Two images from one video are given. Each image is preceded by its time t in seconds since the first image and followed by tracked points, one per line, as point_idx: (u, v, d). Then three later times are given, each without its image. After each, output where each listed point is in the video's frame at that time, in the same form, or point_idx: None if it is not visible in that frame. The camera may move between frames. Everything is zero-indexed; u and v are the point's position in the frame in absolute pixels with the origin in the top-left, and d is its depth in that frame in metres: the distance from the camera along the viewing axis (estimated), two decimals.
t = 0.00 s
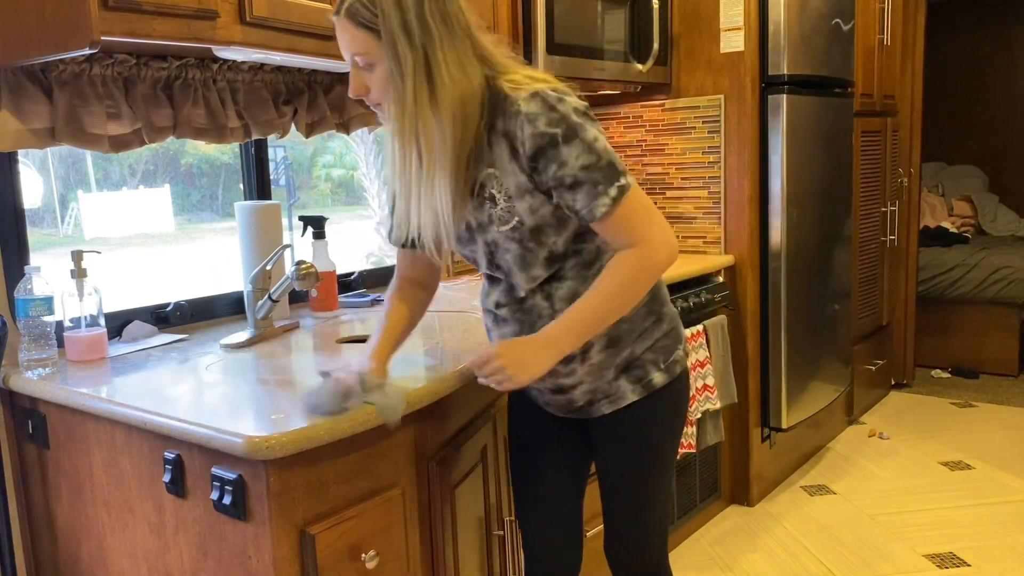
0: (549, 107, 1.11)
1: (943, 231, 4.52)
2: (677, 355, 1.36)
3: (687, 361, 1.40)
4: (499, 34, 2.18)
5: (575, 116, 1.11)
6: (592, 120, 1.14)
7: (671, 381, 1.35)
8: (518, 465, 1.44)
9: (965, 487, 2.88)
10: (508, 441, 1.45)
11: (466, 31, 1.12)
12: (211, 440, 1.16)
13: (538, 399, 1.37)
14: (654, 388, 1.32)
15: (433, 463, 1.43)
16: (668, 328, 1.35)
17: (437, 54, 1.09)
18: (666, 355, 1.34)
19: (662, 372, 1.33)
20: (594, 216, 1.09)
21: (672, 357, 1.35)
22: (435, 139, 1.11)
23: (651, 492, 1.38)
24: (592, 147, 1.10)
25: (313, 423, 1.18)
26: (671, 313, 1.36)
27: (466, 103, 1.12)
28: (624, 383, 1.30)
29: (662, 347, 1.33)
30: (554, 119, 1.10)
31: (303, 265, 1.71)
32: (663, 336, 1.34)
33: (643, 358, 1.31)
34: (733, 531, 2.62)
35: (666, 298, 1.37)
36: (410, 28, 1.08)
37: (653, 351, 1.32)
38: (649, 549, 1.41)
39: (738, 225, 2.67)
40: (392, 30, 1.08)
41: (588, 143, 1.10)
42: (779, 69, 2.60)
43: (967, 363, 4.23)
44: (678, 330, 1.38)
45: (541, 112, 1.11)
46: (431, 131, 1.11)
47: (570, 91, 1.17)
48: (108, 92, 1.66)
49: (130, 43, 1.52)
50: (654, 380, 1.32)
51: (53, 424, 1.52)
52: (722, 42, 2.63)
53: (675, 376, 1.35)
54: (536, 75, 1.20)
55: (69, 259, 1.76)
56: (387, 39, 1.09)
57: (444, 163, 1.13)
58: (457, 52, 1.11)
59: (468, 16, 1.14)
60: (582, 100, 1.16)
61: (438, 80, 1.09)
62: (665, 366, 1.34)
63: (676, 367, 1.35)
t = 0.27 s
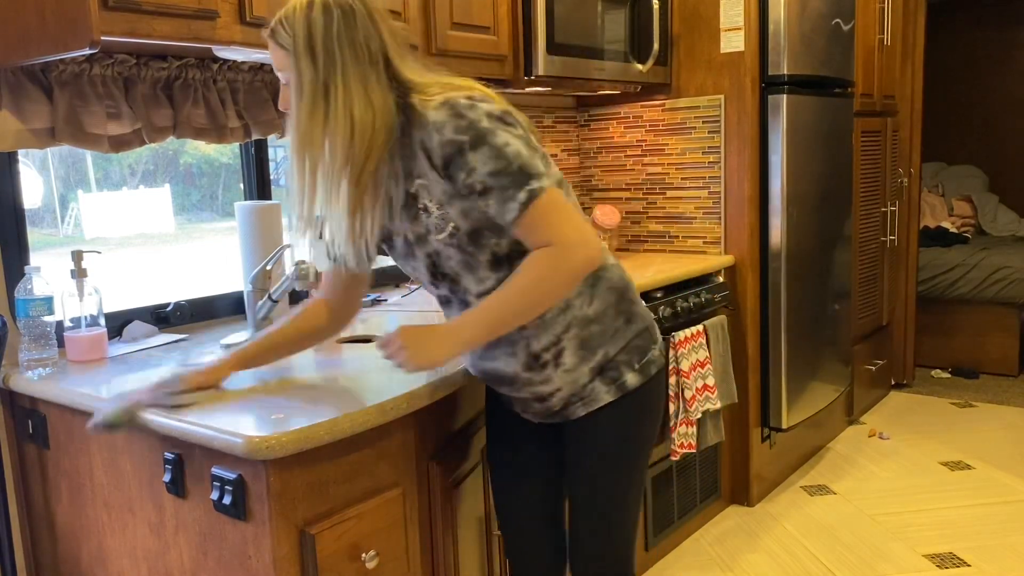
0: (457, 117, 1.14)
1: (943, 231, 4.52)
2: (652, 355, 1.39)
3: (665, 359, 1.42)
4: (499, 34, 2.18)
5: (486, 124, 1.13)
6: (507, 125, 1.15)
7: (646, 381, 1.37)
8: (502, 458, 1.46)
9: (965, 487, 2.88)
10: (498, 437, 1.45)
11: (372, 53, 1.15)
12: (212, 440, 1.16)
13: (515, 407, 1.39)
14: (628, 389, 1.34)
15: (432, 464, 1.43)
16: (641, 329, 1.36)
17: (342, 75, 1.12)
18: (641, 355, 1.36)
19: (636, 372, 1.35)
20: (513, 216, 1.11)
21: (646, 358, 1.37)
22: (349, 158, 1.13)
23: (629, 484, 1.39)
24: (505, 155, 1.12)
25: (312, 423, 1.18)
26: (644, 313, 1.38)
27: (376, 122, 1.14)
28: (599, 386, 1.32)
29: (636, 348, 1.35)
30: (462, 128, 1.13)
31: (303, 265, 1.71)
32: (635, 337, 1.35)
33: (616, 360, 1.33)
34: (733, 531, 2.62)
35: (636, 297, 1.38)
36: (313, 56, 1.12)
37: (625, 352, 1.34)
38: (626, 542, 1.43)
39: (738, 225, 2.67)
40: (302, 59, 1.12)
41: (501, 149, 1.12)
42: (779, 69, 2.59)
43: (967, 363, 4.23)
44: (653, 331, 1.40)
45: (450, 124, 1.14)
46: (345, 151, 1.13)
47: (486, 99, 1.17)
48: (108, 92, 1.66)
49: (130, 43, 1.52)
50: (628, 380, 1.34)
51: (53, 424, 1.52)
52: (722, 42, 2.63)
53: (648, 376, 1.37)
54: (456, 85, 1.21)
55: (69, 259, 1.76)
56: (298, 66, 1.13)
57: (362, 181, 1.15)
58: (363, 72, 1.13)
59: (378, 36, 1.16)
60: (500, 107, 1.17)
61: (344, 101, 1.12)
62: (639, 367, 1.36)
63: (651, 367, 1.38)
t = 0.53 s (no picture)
0: (372, 123, 1.11)
1: (943, 231, 4.52)
2: (630, 355, 1.38)
3: (644, 358, 1.42)
4: (499, 34, 2.18)
5: (400, 133, 1.11)
6: (433, 132, 1.13)
7: (620, 382, 1.37)
8: (497, 459, 1.46)
9: (965, 487, 2.88)
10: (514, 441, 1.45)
11: (326, 60, 1.16)
12: (212, 440, 1.16)
13: (497, 405, 1.40)
14: (601, 388, 1.35)
15: (433, 463, 1.43)
16: (615, 327, 1.36)
17: (292, 80, 1.15)
18: (615, 354, 1.36)
19: (609, 372, 1.35)
20: (411, 223, 1.10)
21: (622, 359, 1.37)
22: (294, 165, 1.16)
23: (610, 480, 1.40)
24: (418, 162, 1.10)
25: (312, 423, 1.18)
26: (619, 311, 1.37)
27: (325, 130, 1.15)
28: (571, 385, 1.33)
29: (609, 347, 1.35)
30: (373, 136, 1.11)
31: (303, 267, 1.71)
32: (608, 336, 1.35)
33: (591, 358, 1.34)
34: (733, 531, 2.62)
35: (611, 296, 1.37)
36: (267, 67, 1.16)
37: (597, 351, 1.34)
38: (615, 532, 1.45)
39: (738, 225, 2.67)
40: (258, 70, 1.16)
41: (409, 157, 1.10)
42: (779, 69, 2.59)
43: (967, 363, 4.23)
44: (633, 330, 1.39)
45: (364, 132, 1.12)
46: (290, 157, 1.16)
47: (423, 104, 1.17)
48: (108, 92, 1.66)
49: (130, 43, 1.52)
50: (601, 380, 1.34)
51: (53, 424, 1.52)
52: (722, 43, 2.63)
53: (624, 376, 1.37)
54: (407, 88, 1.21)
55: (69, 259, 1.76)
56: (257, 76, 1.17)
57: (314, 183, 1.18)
58: (312, 80, 1.15)
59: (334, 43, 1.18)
60: (434, 113, 1.16)
61: (291, 109, 1.15)
62: (614, 366, 1.36)
63: (626, 368, 1.37)
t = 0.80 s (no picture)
0: (405, 113, 1.12)
1: (943, 231, 4.52)
2: (632, 370, 1.35)
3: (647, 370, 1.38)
4: (499, 35, 2.19)
5: (432, 120, 1.11)
6: (456, 116, 1.13)
7: (620, 395, 1.34)
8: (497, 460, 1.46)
9: (965, 487, 2.88)
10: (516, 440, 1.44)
11: (339, 50, 1.16)
12: (212, 440, 1.16)
13: (497, 409, 1.39)
14: (600, 401, 1.32)
15: (433, 463, 1.43)
16: (618, 338, 1.33)
17: (310, 69, 1.14)
18: (616, 365, 1.33)
19: (609, 384, 1.32)
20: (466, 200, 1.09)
21: (624, 373, 1.34)
22: (309, 152, 1.17)
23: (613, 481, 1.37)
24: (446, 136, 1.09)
25: (312, 423, 1.18)
26: (624, 321, 1.34)
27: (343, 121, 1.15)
28: (569, 394, 1.31)
29: (611, 358, 1.32)
30: (406, 125, 1.11)
31: (303, 266, 1.71)
32: (611, 348, 1.32)
33: (591, 369, 1.31)
34: (733, 531, 2.62)
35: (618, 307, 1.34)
36: (280, 54, 1.15)
37: (597, 362, 1.31)
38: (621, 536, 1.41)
39: (738, 225, 2.67)
40: (271, 57, 1.16)
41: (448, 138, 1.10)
42: (779, 69, 2.59)
43: (967, 363, 4.23)
44: (637, 342, 1.36)
45: (397, 115, 1.12)
46: (307, 146, 1.16)
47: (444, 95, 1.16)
48: (108, 92, 1.66)
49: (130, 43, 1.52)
50: (599, 392, 1.31)
51: (52, 424, 1.52)
52: (722, 43, 2.63)
53: (624, 388, 1.34)
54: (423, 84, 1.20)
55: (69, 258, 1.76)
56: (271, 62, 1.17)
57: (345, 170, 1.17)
58: (323, 69, 1.15)
59: (349, 35, 1.17)
60: (455, 102, 1.16)
61: (300, 98, 1.15)
62: (615, 378, 1.33)
63: (627, 380, 1.34)
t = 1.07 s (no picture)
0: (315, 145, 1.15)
1: (943, 231, 4.52)
2: (614, 384, 1.30)
3: (637, 386, 1.32)
4: (499, 35, 2.19)
5: (329, 160, 1.15)
6: (326, 169, 1.15)
7: (602, 413, 1.30)
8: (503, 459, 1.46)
9: (965, 487, 2.88)
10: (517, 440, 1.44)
11: (330, 80, 1.21)
12: (212, 440, 1.16)
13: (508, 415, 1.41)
14: (580, 419, 1.29)
15: (433, 464, 1.43)
16: (592, 354, 1.28)
17: (295, 94, 1.21)
18: (595, 382, 1.28)
19: (589, 403, 1.29)
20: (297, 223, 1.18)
21: (603, 388, 1.29)
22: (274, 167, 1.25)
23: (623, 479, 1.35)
24: (269, 205, 1.16)
25: (312, 423, 1.18)
26: (601, 337, 1.28)
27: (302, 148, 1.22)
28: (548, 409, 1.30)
29: (589, 375, 1.28)
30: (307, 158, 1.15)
31: (303, 266, 1.71)
32: (583, 363, 1.28)
33: (566, 386, 1.28)
34: (733, 531, 2.62)
35: (591, 318, 1.28)
36: (276, 82, 1.21)
37: (568, 378, 1.28)
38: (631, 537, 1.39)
39: (738, 225, 2.67)
40: (268, 84, 1.23)
41: (281, 209, 1.17)
42: (779, 69, 2.59)
43: (967, 363, 4.23)
44: (620, 357, 1.30)
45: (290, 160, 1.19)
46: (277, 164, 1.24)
47: (354, 138, 1.16)
48: (108, 92, 1.66)
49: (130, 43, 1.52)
50: (579, 412, 1.29)
51: (53, 424, 1.52)
52: (722, 43, 2.63)
53: (607, 405, 1.29)
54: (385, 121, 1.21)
55: (68, 258, 1.76)
56: (268, 88, 1.24)
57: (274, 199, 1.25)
58: (314, 98, 1.21)
59: (341, 62, 1.22)
60: (356, 149, 1.15)
61: (292, 125, 1.21)
62: (595, 397, 1.29)
63: (609, 398, 1.29)
